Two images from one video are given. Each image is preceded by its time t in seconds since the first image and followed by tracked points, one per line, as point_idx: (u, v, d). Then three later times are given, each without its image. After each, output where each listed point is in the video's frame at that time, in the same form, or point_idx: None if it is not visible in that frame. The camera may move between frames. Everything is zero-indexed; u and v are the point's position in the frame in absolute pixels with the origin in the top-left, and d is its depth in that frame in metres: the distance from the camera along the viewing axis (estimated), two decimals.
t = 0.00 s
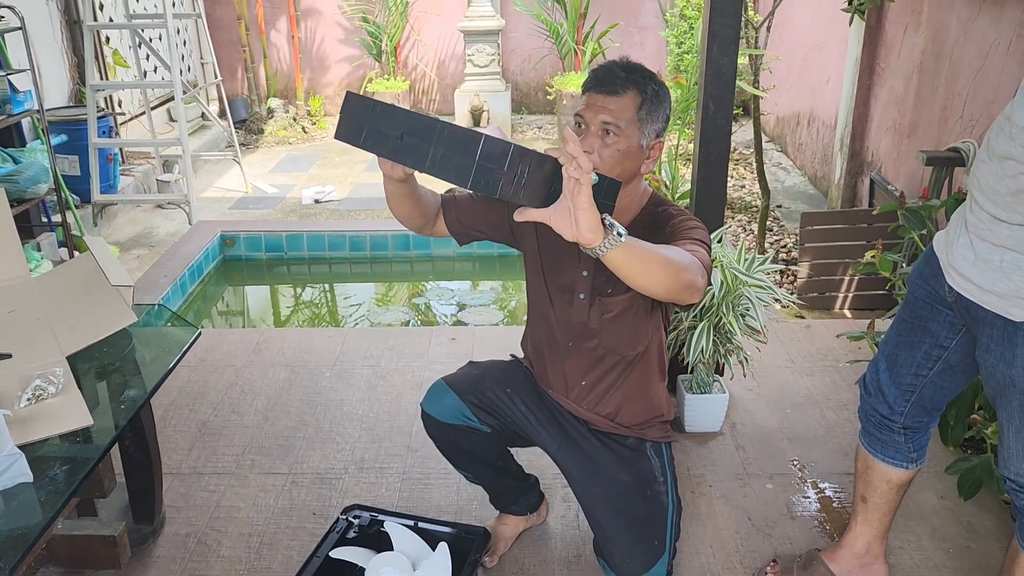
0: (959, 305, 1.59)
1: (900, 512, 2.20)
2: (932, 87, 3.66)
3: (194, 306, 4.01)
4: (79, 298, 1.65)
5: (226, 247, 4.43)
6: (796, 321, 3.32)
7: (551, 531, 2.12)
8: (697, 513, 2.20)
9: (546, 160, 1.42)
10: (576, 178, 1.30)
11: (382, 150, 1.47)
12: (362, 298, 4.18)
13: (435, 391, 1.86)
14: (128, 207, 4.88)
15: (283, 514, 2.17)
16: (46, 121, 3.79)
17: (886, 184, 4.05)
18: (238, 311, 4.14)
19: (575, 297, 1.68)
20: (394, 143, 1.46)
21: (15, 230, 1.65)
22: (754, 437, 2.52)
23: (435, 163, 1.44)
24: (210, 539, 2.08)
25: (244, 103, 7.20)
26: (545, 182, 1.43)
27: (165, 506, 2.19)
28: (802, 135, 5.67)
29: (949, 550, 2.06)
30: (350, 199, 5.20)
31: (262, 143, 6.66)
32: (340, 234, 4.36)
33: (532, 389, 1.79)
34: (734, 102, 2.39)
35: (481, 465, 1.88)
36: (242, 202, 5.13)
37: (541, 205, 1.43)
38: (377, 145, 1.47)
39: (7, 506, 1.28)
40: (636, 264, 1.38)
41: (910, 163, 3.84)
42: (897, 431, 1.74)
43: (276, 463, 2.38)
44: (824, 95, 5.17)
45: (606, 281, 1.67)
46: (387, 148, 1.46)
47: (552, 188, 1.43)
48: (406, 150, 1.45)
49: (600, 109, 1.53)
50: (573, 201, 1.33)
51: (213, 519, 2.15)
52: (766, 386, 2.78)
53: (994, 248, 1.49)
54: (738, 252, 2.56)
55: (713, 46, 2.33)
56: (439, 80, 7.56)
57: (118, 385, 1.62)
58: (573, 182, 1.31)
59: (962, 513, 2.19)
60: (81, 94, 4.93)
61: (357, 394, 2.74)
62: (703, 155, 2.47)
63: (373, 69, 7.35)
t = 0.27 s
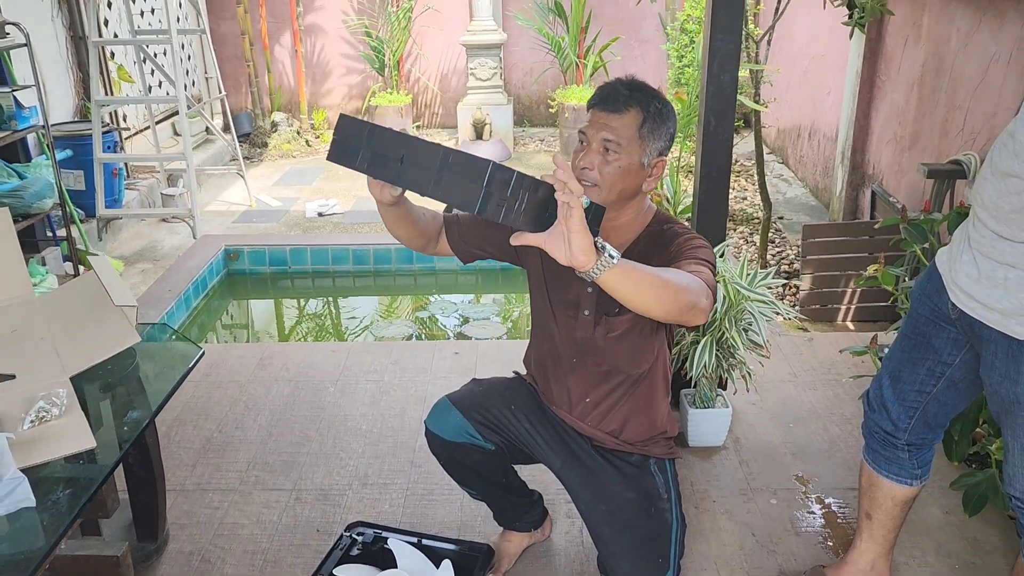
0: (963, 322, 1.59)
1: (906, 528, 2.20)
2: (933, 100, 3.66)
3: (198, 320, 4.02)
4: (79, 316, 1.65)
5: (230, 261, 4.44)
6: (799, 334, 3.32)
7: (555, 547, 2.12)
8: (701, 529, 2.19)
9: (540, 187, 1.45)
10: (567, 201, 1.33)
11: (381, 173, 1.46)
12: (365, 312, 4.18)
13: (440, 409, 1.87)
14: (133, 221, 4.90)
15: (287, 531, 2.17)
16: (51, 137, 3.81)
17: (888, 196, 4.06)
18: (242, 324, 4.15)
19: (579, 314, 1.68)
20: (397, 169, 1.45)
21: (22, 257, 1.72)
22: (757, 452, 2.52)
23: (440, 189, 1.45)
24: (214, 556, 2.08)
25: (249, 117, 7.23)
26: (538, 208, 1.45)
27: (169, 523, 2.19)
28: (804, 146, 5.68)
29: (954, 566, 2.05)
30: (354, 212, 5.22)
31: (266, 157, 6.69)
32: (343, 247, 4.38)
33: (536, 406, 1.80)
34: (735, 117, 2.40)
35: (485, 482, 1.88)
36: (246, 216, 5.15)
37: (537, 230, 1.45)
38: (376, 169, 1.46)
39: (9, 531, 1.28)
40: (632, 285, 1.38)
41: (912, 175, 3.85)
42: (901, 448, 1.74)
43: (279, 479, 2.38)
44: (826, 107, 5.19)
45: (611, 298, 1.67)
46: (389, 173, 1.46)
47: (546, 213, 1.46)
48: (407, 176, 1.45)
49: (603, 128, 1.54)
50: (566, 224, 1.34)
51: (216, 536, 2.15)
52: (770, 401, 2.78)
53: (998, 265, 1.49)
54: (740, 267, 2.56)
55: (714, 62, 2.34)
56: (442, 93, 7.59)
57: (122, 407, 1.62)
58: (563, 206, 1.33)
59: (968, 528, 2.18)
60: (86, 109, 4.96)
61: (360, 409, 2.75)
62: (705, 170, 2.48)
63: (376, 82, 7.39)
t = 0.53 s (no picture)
0: (967, 339, 1.59)
1: (911, 543, 2.20)
2: (934, 112, 3.68)
3: (203, 334, 4.04)
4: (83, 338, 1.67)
5: (235, 274, 4.46)
6: (802, 347, 3.33)
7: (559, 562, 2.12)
8: (705, 544, 2.19)
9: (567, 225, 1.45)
10: (597, 243, 1.34)
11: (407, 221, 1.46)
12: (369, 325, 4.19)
13: (444, 426, 1.88)
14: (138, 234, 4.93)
15: (291, 547, 2.17)
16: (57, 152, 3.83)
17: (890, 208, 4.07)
18: (246, 337, 4.16)
19: (583, 333, 1.68)
20: (423, 216, 1.45)
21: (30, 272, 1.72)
22: (762, 467, 2.52)
23: (469, 234, 1.44)
24: (219, 572, 2.08)
25: (253, 130, 7.27)
26: (565, 246, 1.45)
27: (174, 539, 2.20)
28: (805, 158, 5.69)
29: None
30: (357, 225, 5.24)
31: (270, 170, 6.72)
32: (347, 261, 4.39)
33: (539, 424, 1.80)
34: (737, 133, 2.41)
35: (489, 499, 1.89)
36: (250, 229, 5.17)
37: (565, 268, 1.46)
38: (402, 217, 1.46)
39: (15, 554, 1.29)
40: (662, 321, 1.41)
41: (914, 188, 3.86)
42: (906, 464, 1.74)
43: (284, 495, 2.39)
44: (827, 119, 5.21)
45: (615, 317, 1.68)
46: (415, 220, 1.46)
47: (573, 251, 1.46)
48: (434, 223, 1.45)
49: (600, 159, 1.54)
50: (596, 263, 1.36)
51: (221, 552, 2.16)
52: (774, 414, 2.78)
53: (1001, 283, 1.50)
54: (743, 282, 2.57)
55: (715, 78, 2.35)
56: (444, 106, 7.62)
57: (129, 427, 1.63)
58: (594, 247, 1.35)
59: (973, 544, 2.18)
60: (91, 124, 4.99)
61: (364, 423, 2.75)
62: (707, 185, 2.49)
63: (379, 95, 7.42)
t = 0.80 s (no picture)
0: (973, 349, 1.59)
1: (917, 554, 2.18)
2: (936, 121, 3.68)
3: (206, 345, 4.04)
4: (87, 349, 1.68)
5: (238, 285, 4.46)
6: (806, 357, 3.32)
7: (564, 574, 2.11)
8: (710, 555, 2.18)
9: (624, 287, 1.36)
10: (665, 310, 1.32)
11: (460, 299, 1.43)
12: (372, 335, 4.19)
13: (444, 442, 1.87)
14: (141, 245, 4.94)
15: (295, 559, 2.17)
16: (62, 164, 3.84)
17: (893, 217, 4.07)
18: (250, 347, 4.16)
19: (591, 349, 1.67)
20: (475, 293, 1.41)
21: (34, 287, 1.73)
22: (766, 477, 2.51)
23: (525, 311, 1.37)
24: None
25: (256, 141, 7.29)
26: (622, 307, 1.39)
27: (177, 550, 2.19)
28: (808, 167, 5.70)
29: None
30: (360, 235, 5.25)
31: (273, 181, 6.74)
32: (351, 271, 4.40)
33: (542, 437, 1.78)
34: (740, 144, 2.42)
35: (490, 513, 1.88)
36: (253, 239, 5.18)
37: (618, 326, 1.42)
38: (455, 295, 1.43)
39: (20, 568, 1.29)
40: (718, 369, 1.42)
41: (917, 197, 3.86)
42: (912, 475, 1.74)
43: (288, 506, 2.38)
44: (829, 128, 5.21)
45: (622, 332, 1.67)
46: (469, 298, 1.42)
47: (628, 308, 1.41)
48: (489, 301, 1.40)
49: (606, 180, 1.55)
50: (661, 326, 1.34)
51: (225, 563, 2.15)
52: (778, 424, 2.78)
53: (1007, 293, 1.49)
54: (747, 293, 2.57)
55: (718, 89, 2.36)
56: (447, 116, 7.65)
57: (134, 439, 1.64)
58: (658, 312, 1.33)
59: (980, 555, 2.17)
60: (95, 135, 5.01)
61: (368, 434, 2.75)
62: (710, 196, 2.50)
63: (382, 106, 7.45)
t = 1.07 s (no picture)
0: (976, 356, 1.58)
1: (922, 562, 2.17)
2: (939, 127, 3.68)
3: (208, 353, 4.04)
4: (89, 360, 1.68)
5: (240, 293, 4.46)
6: (810, 364, 3.31)
7: None
8: (714, 564, 2.17)
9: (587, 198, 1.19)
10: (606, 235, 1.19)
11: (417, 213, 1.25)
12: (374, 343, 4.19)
13: (445, 457, 1.87)
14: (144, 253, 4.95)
15: (297, 568, 2.16)
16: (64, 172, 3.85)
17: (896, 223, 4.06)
18: (252, 355, 4.16)
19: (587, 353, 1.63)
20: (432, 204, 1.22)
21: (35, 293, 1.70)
22: (770, 485, 2.50)
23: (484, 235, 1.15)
24: None
25: (259, 148, 7.29)
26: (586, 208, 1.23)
27: (179, 560, 2.18)
28: (810, 173, 5.70)
29: None
30: (363, 243, 5.25)
31: (275, 189, 6.75)
32: (353, 279, 4.40)
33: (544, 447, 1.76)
34: (742, 150, 2.42)
35: (493, 525, 1.89)
36: (256, 247, 5.19)
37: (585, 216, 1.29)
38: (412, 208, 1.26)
39: None
40: (684, 293, 1.35)
41: (919, 202, 3.85)
42: (917, 482, 1.72)
43: (290, 515, 2.37)
44: (831, 134, 5.21)
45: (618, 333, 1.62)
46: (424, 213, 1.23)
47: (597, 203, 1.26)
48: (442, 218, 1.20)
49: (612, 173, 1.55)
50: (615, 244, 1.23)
51: (226, 573, 2.15)
52: (782, 432, 2.77)
53: (1010, 299, 1.49)
54: (750, 300, 2.56)
55: (720, 96, 2.35)
56: (449, 124, 7.66)
57: (135, 449, 1.63)
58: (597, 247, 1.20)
59: (985, 562, 2.16)
60: (98, 144, 5.02)
61: (370, 442, 2.74)
62: (712, 202, 2.49)
63: (384, 114, 7.46)
